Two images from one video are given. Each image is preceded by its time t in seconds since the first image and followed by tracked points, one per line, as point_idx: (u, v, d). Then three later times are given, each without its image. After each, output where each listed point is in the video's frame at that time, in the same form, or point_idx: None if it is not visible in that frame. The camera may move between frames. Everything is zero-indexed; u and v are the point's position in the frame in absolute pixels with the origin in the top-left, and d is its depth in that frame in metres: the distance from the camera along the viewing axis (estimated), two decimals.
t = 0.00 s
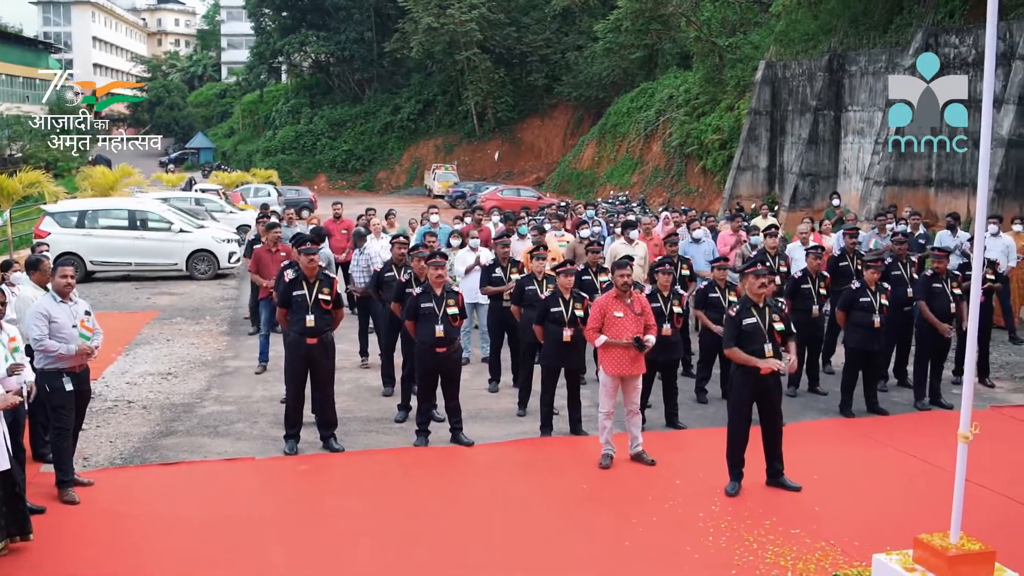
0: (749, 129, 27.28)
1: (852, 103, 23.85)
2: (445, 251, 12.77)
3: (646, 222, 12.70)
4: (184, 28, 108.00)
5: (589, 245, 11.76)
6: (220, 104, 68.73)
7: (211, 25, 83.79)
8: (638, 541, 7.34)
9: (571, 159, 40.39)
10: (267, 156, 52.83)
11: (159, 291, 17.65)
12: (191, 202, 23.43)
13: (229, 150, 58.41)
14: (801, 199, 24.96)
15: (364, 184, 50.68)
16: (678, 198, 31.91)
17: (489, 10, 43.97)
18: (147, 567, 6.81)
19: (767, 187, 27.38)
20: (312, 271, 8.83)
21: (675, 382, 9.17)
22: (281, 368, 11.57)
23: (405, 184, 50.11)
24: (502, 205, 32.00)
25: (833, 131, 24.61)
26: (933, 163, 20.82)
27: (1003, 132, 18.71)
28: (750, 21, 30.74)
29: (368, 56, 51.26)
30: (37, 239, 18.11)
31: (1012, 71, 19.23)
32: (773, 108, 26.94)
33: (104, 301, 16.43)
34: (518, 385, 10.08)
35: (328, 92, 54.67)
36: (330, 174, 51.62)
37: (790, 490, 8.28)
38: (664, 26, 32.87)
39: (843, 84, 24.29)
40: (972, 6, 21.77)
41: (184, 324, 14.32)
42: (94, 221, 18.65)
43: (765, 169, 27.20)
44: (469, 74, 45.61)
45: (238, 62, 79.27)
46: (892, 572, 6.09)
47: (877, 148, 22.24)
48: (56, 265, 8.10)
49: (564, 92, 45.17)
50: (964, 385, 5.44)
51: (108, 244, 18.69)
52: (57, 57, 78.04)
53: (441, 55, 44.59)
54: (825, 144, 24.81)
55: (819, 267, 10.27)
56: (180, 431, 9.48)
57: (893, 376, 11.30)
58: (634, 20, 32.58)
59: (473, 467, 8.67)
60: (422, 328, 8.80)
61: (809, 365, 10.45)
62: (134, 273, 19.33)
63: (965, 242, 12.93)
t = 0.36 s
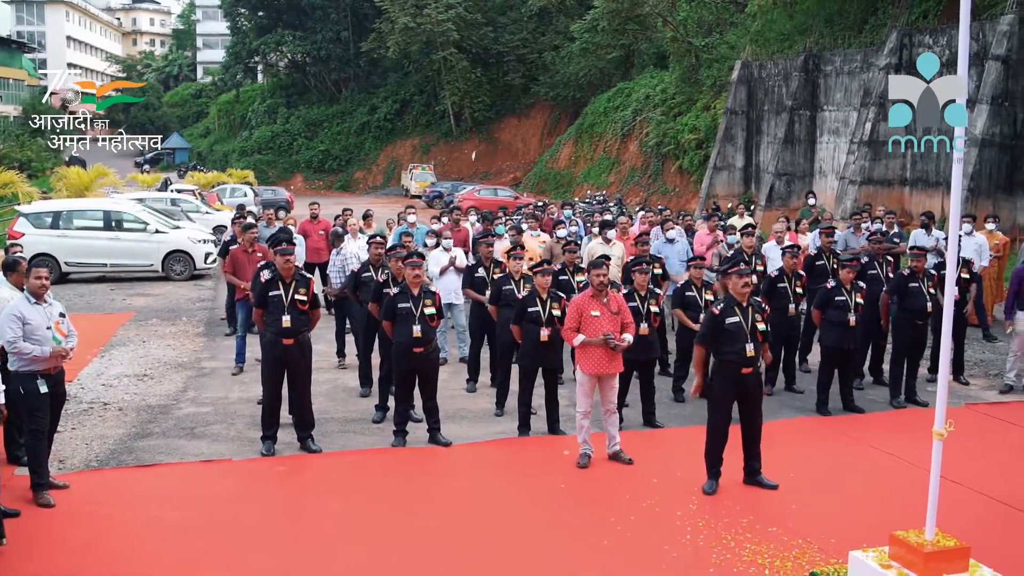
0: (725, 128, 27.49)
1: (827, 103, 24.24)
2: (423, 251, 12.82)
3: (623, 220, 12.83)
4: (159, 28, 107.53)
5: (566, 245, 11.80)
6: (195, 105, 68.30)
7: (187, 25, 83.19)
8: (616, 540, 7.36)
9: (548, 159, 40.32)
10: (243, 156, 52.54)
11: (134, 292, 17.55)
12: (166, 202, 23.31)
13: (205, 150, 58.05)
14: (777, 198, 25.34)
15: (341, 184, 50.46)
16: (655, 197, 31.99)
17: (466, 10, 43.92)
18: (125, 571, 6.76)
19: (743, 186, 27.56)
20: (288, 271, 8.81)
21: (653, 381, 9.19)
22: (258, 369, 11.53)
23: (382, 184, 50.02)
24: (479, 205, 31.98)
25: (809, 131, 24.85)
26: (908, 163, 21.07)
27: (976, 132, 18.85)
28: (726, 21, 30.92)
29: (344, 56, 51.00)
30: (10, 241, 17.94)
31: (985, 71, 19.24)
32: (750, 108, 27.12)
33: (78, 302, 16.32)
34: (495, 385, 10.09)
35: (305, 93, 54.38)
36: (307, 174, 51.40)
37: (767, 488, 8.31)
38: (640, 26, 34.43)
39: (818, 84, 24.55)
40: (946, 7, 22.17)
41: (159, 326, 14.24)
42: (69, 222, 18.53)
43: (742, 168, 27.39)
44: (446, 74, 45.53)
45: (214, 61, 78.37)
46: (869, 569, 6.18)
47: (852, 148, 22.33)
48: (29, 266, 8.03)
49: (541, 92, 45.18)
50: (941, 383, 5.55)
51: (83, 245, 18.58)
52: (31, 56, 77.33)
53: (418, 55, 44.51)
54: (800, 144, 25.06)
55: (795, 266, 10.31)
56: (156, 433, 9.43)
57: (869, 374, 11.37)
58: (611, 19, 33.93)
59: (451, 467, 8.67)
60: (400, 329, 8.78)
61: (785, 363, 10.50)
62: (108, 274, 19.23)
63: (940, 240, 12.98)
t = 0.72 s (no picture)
0: (701, 126, 27.65)
1: (801, 102, 24.33)
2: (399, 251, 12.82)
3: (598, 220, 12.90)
4: (133, 27, 106.85)
5: (543, 245, 11.84)
6: (170, 105, 67.87)
7: (160, 24, 82.52)
8: (594, 539, 7.37)
9: (524, 159, 40.24)
10: (218, 156, 52.21)
11: (108, 293, 17.45)
12: (140, 203, 23.17)
13: (181, 150, 57.69)
14: (752, 197, 25.54)
15: (316, 184, 50.37)
16: (630, 197, 32.08)
17: (441, 9, 43.84)
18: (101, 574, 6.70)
19: (718, 186, 27.73)
20: (263, 272, 8.80)
21: (629, 380, 9.22)
22: (234, 370, 11.49)
23: (357, 184, 49.95)
24: (456, 205, 31.97)
25: (784, 130, 24.99)
26: (882, 161, 21.46)
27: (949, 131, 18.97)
28: (701, 21, 30.95)
29: (319, 55, 50.67)
30: None
31: (957, 71, 19.38)
32: (725, 107, 27.29)
33: (52, 304, 16.21)
34: (472, 385, 10.09)
35: (279, 93, 53.95)
36: (282, 174, 51.16)
37: (743, 486, 8.34)
38: (616, 26, 34.44)
39: (793, 84, 24.67)
40: (919, 7, 22.53)
41: (134, 327, 14.16)
42: (42, 223, 18.41)
43: (717, 167, 27.55)
44: (422, 73, 45.42)
45: (189, 62, 77.13)
46: (844, 567, 6.21)
47: (826, 147, 22.40)
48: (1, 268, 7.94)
49: (516, 92, 45.20)
50: (914, 381, 5.61)
51: (57, 246, 18.46)
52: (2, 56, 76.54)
53: (394, 55, 44.39)
54: (775, 144, 25.23)
55: (770, 265, 10.36)
56: (131, 435, 9.38)
57: (844, 371, 11.45)
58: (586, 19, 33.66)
59: (428, 467, 8.66)
60: (376, 329, 8.77)
61: (761, 362, 10.56)
62: (83, 275, 19.11)
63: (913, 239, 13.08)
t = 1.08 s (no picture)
0: (679, 125, 27.78)
1: (779, 102, 24.45)
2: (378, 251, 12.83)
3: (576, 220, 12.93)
4: (110, 27, 106.19)
5: (521, 245, 11.87)
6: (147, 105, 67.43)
7: (137, 24, 81.90)
8: (573, 538, 7.38)
9: (503, 159, 40.18)
10: (196, 156, 51.93)
11: (85, 294, 17.34)
12: (118, 204, 23.02)
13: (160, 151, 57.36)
14: (730, 197, 25.66)
15: (294, 185, 50.27)
16: (609, 197, 32.13)
17: (419, 9, 43.73)
18: None
19: (696, 185, 27.87)
20: (241, 273, 8.77)
21: (608, 380, 9.24)
22: (212, 371, 11.46)
23: (336, 184, 49.85)
24: (434, 205, 31.94)
25: (761, 130, 25.12)
26: (859, 161, 21.67)
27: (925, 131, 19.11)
28: (679, 21, 31.05)
29: (297, 56, 50.45)
30: None
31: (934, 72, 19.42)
32: (702, 107, 27.38)
33: (28, 305, 16.10)
34: (451, 385, 10.09)
35: (257, 92, 53.61)
36: (260, 174, 51.00)
37: (722, 485, 8.37)
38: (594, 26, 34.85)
39: (770, 84, 24.80)
40: (894, 8, 22.73)
41: (111, 328, 14.09)
42: (18, 223, 18.37)
43: (695, 168, 27.70)
44: (400, 74, 45.31)
45: (166, 62, 76.78)
46: (822, 565, 6.26)
47: (804, 147, 22.55)
48: None
49: (495, 92, 45.29)
50: (891, 379, 5.64)
51: (32, 247, 18.39)
52: None
53: (372, 55, 44.26)
54: (753, 144, 25.36)
55: (748, 264, 10.40)
56: (108, 437, 9.33)
57: (822, 370, 11.52)
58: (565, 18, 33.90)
59: (408, 468, 8.65)
60: (355, 329, 8.76)
61: (739, 361, 10.60)
62: (59, 275, 19.01)
63: (890, 238, 13.14)
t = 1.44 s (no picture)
0: (656, 124, 27.83)
1: (756, 102, 24.61)
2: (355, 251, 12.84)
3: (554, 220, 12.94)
4: (85, 26, 105.45)
5: (499, 245, 11.91)
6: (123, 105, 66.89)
7: (112, 23, 81.07)
8: (551, 538, 7.38)
9: (480, 159, 40.07)
10: (172, 156, 51.61)
11: (60, 296, 17.22)
12: (93, 204, 22.88)
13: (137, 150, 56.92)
14: (707, 196, 25.65)
15: (271, 185, 50.07)
16: (586, 196, 32.11)
17: (396, 9, 43.58)
18: None
19: (673, 185, 27.93)
20: (218, 273, 8.74)
21: (586, 380, 9.25)
22: (189, 372, 11.42)
23: (312, 184, 49.56)
24: (412, 205, 31.87)
25: (738, 129, 25.21)
26: (834, 160, 21.78)
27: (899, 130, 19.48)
28: (655, 21, 31.17)
29: (273, 55, 50.20)
30: None
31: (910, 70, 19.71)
32: (679, 107, 27.45)
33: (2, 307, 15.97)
34: (428, 385, 10.09)
35: (233, 92, 53.45)
36: (236, 175, 50.72)
37: (699, 484, 8.40)
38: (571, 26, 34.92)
39: (746, 84, 24.91)
40: (869, 8, 22.92)
41: (87, 330, 14.01)
42: None
43: (672, 167, 27.75)
44: (377, 73, 45.09)
45: (141, 62, 74.71)
46: (800, 564, 6.25)
47: (780, 147, 22.63)
48: None
49: (472, 92, 45.15)
50: (868, 379, 5.60)
51: (6, 248, 18.28)
52: None
53: (348, 54, 44.07)
54: (729, 143, 25.44)
55: (725, 264, 10.45)
56: (84, 439, 9.28)
57: (798, 369, 11.58)
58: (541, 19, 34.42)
59: (386, 469, 8.63)
60: (332, 329, 8.74)
61: (717, 360, 10.65)
62: (34, 276, 18.89)
63: (866, 236, 13.24)
